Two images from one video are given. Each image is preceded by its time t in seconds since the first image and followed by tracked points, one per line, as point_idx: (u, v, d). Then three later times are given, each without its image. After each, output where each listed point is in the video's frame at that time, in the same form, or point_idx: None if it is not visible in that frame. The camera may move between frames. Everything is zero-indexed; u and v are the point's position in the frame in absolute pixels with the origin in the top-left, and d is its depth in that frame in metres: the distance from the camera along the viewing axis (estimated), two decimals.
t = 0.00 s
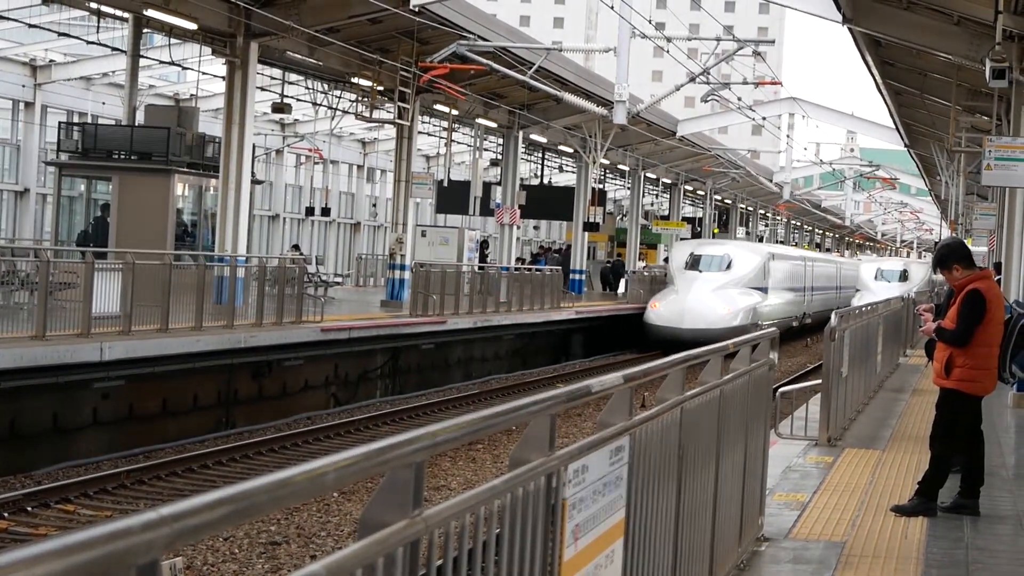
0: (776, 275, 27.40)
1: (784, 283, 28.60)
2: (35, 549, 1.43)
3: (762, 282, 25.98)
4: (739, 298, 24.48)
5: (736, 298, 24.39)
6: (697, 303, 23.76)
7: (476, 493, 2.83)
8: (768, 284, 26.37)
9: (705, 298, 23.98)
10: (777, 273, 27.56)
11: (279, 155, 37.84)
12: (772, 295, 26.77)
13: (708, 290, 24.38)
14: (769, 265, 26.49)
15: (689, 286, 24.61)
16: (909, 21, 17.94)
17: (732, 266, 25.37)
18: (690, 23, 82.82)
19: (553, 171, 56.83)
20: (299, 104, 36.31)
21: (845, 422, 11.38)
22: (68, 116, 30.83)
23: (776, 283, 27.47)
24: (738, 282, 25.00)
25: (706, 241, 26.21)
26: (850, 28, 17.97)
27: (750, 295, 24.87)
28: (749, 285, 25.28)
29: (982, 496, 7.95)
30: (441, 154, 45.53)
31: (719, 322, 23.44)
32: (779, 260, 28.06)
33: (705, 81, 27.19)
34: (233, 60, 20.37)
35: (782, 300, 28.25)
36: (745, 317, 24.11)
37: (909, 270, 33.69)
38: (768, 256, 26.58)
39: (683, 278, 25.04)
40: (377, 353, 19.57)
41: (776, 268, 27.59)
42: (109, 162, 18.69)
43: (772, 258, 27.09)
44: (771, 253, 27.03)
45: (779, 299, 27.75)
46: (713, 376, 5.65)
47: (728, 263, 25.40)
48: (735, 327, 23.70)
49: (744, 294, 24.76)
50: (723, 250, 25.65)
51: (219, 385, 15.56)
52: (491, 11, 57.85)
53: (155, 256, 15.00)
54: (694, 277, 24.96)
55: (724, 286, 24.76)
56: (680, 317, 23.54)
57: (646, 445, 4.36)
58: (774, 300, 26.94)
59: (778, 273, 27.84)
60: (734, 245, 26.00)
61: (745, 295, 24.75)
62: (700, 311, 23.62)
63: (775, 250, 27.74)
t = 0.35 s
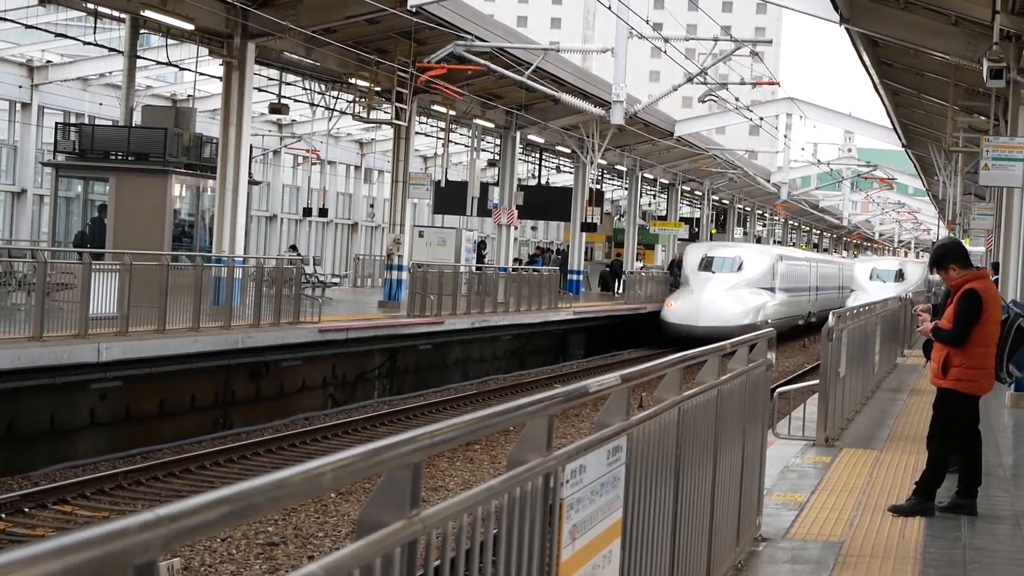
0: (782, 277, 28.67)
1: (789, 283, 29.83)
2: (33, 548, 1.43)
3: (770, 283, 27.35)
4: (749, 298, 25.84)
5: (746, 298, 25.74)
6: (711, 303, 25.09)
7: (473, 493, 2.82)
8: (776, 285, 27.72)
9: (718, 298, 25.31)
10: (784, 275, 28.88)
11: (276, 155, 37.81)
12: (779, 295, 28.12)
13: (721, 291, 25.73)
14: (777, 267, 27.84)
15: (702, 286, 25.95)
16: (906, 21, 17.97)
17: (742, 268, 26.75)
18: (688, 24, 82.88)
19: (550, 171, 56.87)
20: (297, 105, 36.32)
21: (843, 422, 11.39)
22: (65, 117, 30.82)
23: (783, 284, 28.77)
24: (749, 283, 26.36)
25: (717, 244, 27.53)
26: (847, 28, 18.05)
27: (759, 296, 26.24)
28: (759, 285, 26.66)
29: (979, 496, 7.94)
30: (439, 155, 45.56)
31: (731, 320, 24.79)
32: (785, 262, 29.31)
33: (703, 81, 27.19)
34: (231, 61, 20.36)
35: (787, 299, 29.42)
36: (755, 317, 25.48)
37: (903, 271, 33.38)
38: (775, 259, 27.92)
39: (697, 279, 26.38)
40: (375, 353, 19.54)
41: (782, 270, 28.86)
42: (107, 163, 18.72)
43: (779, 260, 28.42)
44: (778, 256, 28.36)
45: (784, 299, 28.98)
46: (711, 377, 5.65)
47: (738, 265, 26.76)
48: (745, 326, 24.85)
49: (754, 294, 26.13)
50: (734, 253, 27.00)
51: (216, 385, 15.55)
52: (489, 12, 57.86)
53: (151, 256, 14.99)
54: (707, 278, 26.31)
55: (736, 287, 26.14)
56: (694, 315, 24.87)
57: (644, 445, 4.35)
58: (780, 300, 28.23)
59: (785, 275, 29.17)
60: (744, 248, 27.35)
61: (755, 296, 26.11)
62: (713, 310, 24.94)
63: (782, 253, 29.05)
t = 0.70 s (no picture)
0: (789, 276, 29.69)
1: (795, 282, 30.85)
2: (32, 548, 1.42)
3: (779, 282, 28.39)
4: (760, 295, 26.93)
5: (756, 296, 26.82)
6: (724, 299, 26.16)
7: (472, 493, 2.82)
8: (785, 283, 28.80)
9: (730, 295, 26.38)
10: (791, 274, 29.95)
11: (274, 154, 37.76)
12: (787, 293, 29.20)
13: (733, 288, 26.81)
14: (785, 267, 28.90)
15: (714, 283, 27.03)
16: (906, 20, 17.98)
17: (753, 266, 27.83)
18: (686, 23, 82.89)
19: (549, 169, 56.88)
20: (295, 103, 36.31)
21: (842, 421, 11.40)
22: (63, 115, 30.75)
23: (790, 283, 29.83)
24: (759, 281, 27.45)
25: (728, 245, 28.60)
26: (847, 26, 18.13)
27: (769, 294, 27.33)
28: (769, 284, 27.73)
29: (979, 494, 7.94)
30: (437, 153, 45.55)
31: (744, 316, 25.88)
32: (791, 261, 30.37)
33: (701, 79, 27.17)
34: (229, 59, 20.35)
35: (793, 297, 30.41)
36: (765, 314, 26.58)
37: (900, 270, 33.04)
38: (783, 259, 28.99)
39: (709, 277, 27.45)
40: (373, 352, 19.52)
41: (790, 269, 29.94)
42: (105, 161, 18.68)
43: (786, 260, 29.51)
44: (785, 256, 29.45)
45: (791, 297, 30.01)
46: (709, 376, 5.65)
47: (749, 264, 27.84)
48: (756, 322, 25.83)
49: (764, 292, 27.21)
50: (745, 253, 28.09)
51: (214, 385, 15.54)
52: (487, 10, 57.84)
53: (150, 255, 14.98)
54: (719, 276, 27.35)
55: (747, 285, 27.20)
56: (708, 311, 25.94)
57: (642, 445, 4.36)
58: (788, 298, 29.32)
59: (792, 273, 30.25)
60: (754, 248, 28.46)
61: (765, 293, 27.19)
62: (726, 306, 26.01)
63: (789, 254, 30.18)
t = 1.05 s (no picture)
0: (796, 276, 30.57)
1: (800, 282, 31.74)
2: (29, 548, 1.42)
3: (787, 281, 29.28)
4: (769, 294, 27.86)
5: (765, 294, 27.75)
6: (734, 298, 27.12)
7: (469, 493, 2.82)
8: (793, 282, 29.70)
9: (740, 294, 27.33)
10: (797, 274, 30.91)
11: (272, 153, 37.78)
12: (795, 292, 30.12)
13: (742, 287, 27.76)
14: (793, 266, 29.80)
15: (725, 282, 27.98)
16: (904, 20, 17.99)
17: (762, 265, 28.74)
18: (684, 23, 82.96)
19: (547, 169, 56.93)
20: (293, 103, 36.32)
21: (839, 420, 11.42)
22: (60, 115, 30.72)
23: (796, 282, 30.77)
24: (768, 280, 28.36)
25: (738, 245, 29.46)
26: (845, 26, 18.21)
27: (778, 292, 28.25)
28: (778, 282, 28.62)
29: (976, 493, 7.94)
30: (435, 152, 45.56)
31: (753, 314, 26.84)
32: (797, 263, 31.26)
33: (699, 79, 27.17)
34: (226, 59, 20.33)
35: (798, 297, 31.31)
36: (773, 312, 27.54)
37: (896, 270, 32.83)
38: (791, 258, 29.89)
39: (721, 275, 28.38)
40: (370, 351, 19.55)
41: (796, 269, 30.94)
42: (102, 161, 18.60)
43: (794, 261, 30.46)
44: (793, 257, 30.38)
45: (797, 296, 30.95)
46: (707, 374, 5.64)
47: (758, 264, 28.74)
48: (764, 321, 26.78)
49: (773, 290, 28.15)
50: (754, 253, 28.96)
51: (212, 384, 15.55)
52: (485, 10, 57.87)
53: (148, 255, 14.97)
54: (729, 275, 28.25)
55: (756, 283, 28.10)
56: (719, 309, 26.90)
57: (640, 444, 4.35)
58: (795, 297, 30.21)
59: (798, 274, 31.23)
60: (764, 248, 29.35)
61: (773, 292, 28.10)
62: (736, 305, 26.96)
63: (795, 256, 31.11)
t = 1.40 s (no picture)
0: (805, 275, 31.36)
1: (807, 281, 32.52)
2: (31, 548, 1.42)
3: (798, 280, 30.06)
4: (780, 293, 28.56)
5: (777, 294, 28.44)
6: (747, 299, 27.99)
7: (469, 493, 2.82)
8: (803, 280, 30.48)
9: (753, 294, 28.14)
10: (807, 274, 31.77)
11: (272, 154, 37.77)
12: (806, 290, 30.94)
13: (756, 286, 28.50)
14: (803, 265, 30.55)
15: (738, 281, 28.78)
16: (904, 20, 17.98)
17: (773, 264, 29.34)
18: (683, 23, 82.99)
19: (546, 169, 56.95)
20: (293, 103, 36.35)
21: (839, 420, 11.42)
22: (60, 116, 30.72)
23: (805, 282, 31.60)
24: (780, 279, 29.01)
25: (752, 244, 30.13)
26: (845, 26, 18.22)
27: (789, 290, 29.01)
28: (790, 280, 29.36)
29: (976, 493, 7.95)
30: (434, 153, 45.57)
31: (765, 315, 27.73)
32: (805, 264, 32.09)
33: (698, 79, 27.17)
34: (226, 60, 20.32)
35: (807, 295, 32.15)
36: (784, 311, 28.38)
37: (893, 270, 32.62)
38: (802, 257, 30.62)
39: (734, 274, 29.18)
40: (370, 352, 19.56)
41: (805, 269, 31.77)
42: (102, 162, 18.62)
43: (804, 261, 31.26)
44: (803, 258, 31.18)
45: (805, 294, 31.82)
46: (707, 375, 5.64)
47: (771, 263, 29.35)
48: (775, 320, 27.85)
49: (785, 289, 28.92)
50: (766, 254, 29.57)
51: (211, 385, 15.56)
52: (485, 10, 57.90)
53: (147, 256, 14.96)
54: (742, 274, 29.00)
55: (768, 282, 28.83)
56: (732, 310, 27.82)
57: (640, 445, 4.35)
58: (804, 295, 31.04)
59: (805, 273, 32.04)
60: (777, 249, 30.03)
61: (785, 291, 28.85)
62: (748, 306, 27.85)
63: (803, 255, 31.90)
